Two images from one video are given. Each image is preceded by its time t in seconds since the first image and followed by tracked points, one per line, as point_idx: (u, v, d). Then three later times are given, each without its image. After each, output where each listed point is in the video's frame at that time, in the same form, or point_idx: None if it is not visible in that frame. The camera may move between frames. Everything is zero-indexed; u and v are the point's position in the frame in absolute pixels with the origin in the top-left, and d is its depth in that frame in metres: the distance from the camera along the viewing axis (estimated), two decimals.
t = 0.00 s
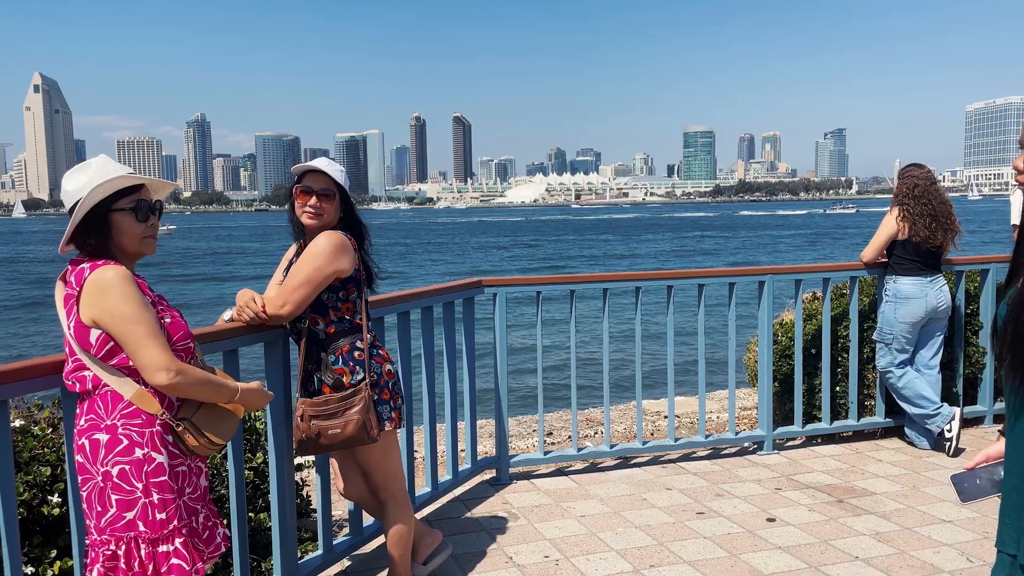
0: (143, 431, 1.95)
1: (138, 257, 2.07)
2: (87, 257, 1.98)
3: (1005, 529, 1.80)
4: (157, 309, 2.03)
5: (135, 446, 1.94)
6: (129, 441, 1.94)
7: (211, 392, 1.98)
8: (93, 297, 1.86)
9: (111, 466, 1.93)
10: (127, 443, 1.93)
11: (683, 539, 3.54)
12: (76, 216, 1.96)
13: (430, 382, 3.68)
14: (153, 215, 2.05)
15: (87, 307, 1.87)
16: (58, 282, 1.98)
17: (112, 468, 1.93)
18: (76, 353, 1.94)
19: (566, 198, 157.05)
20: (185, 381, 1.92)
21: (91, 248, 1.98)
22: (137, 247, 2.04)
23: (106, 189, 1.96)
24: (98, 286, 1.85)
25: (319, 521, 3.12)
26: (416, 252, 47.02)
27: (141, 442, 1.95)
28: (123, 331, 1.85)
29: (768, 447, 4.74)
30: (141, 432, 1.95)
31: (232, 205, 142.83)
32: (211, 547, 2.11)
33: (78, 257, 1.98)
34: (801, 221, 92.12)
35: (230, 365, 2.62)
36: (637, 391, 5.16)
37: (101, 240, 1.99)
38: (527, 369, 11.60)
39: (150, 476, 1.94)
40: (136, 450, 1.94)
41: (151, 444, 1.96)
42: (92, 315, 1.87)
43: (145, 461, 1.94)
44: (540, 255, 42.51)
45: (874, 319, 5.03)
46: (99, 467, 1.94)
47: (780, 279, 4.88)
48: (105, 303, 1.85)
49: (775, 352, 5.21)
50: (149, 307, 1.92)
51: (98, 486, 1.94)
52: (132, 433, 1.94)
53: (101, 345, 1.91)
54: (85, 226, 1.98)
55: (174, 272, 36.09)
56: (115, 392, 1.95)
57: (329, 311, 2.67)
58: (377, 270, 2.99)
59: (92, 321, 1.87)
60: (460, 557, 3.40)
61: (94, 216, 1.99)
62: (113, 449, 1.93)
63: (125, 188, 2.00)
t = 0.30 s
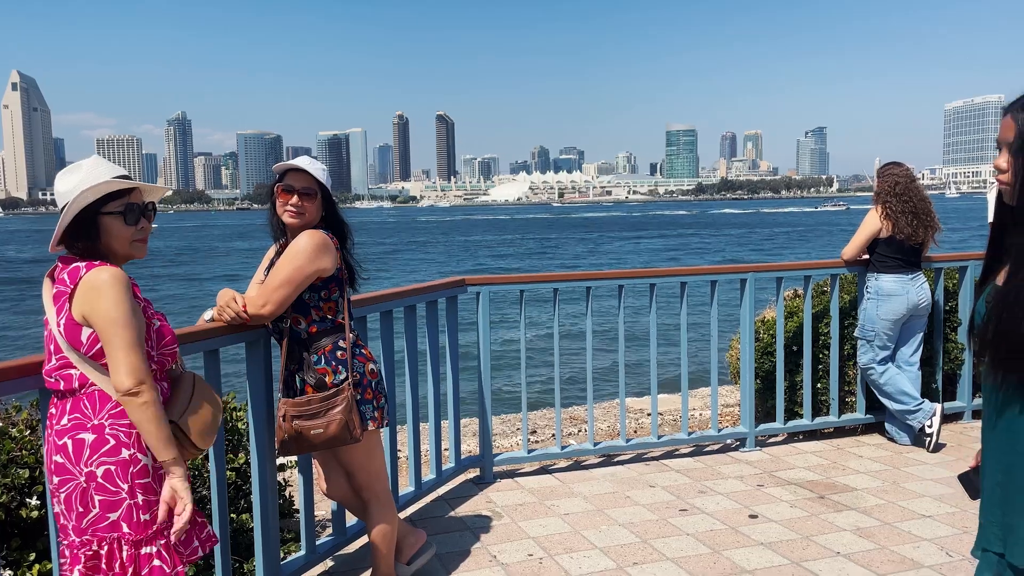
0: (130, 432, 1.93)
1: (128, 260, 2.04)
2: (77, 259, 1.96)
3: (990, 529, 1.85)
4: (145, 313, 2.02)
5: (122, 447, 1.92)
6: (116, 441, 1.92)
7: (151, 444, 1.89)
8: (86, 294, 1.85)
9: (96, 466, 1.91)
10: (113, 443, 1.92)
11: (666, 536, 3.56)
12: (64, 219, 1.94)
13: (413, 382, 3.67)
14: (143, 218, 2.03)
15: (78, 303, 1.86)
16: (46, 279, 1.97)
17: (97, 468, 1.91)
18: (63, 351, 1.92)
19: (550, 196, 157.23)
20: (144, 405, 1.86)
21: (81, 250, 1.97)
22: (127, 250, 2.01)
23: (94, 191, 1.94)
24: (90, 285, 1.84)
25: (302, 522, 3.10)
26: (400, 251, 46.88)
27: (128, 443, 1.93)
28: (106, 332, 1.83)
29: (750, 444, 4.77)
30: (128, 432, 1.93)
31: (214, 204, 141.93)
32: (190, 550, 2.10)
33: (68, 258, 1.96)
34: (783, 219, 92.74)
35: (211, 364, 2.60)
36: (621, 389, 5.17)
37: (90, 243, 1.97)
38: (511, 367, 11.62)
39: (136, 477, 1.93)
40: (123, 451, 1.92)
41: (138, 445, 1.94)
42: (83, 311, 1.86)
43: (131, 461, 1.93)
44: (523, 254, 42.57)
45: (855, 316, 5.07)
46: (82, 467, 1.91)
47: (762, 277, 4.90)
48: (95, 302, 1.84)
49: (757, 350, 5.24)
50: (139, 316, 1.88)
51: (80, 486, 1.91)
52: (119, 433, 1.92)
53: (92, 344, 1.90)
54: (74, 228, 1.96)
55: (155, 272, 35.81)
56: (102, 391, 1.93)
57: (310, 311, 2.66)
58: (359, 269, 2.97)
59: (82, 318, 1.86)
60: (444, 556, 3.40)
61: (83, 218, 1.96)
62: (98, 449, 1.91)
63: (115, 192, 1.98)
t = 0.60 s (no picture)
0: (110, 433, 1.92)
1: (103, 259, 2.02)
2: (54, 258, 1.93)
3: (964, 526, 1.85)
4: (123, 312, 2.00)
5: (101, 447, 1.91)
6: (96, 441, 1.90)
7: (134, 445, 1.89)
8: (64, 294, 1.82)
9: (76, 467, 1.89)
10: (93, 443, 1.90)
11: (645, 533, 3.57)
12: (41, 217, 1.91)
13: (392, 381, 3.65)
14: (119, 217, 2.01)
15: (56, 302, 1.83)
16: (20, 280, 1.94)
17: (77, 469, 1.88)
18: (40, 352, 1.89)
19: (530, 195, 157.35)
20: (125, 406, 1.85)
21: (59, 249, 1.94)
22: (102, 250, 1.99)
23: (71, 190, 1.91)
24: (67, 286, 1.81)
25: (281, 523, 3.08)
26: (380, 250, 46.71)
27: (107, 443, 1.92)
28: (86, 333, 1.81)
29: (729, 441, 4.80)
30: (108, 433, 1.92)
31: (192, 203, 140.72)
32: (164, 552, 2.09)
33: (43, 257, 1.94)
34: (762, 217, 93.44)
35: (187, 365, 2.57)
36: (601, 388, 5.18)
37: (67, 241, 1.95)
38: (491, 366, 11.64)
39: (116, 477, 1.92)
40: (103, 451, 1.91)
41: (117, 446, 1.93)
42: (61, 311, 1.83)
43: (111, 462, 1.92)
44: (504, 253, 42.56)
45: (832, 314, 5.11)
46: (61, 469, 1.89)
47: (740, 275, 4.93)
48: (73, 302, 1.81)
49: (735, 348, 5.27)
50: (118, 316, 1.87)
51: (59, 488, 1.89)
52: (99, 433, 1.91)
53: (71, 344, 1.87)
54: (50, 226, 1.93)
55: (131, 272, 35.45)
56: (81, 391, 1.90)
57: (288, 311, 2.64)
58: (338, 268, 2.96)
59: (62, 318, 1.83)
60: (424, 556, 3.39)
61: (59, 216, 1.94)
62: (78, 450, 1.89)
63: (91, 190, 1.96)
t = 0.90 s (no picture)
0: (73, 434, 1.89)
1: (65, 257, 2.00)
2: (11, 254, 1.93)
3: (934, 521, 1.87)
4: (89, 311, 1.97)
5: (64, 449, 1.88)
6: (58, 443, 1.87)
7: (93, 446, 1.86)
8: (20, 292, 1.79)
9: (38, 469, 1.86)
10: (55, 445, 1.87)
11: (622, 531, 3.59)
12: None
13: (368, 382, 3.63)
14: (78, 215, 1.97)
15: (13, 301, 1.80)
16: None
17: (39, 472, 1.86)
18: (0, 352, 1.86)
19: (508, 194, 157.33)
20: (83, 408, 1.82)
21: (16, 245, 1.93)
22: (61, 248, 1.97)
23: (23, 187, 1.88)
24: (24, 284, 1.79)
25: (256, 525, 3.06)
26: (356, 249, 46.45)
27: (70, 444, 1.89)
28: (42, 333, 1.78)
29: (705, 439, 4.83)
30: (70, 434, 1.89)
31: (165, 202, 139.20)
32: (134, 553, 2.07)
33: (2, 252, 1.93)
34: (737, 217, 94.13)
35: (160, 367, 2.55)
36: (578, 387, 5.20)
37: (23, 238, 1.93)
38: (468, 366, 11.63)
39: (80, 479, 1.89)
40: (65, 453, 1.88)
41: (81, 446, 1.90)
42: (19, 309, 1.80)
43: (74, 463, 1.89)
44: (481, 252, 42.58)
45: (805, 312, 5.17)
46: (23, 471, 1.86)
47: (715, 274, 4.96)
48: (30, 301, 1.78)
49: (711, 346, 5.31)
50: (77, 315, 1.83)
51: (21, 491, 1.86)
52: (60, 435, 1.88)
53: (29, 343, 1.85)
54: (6, 222, 1.92)
55: (104, 272, 34.99)
56: (41, 391, 1.88)
57: (263, 311, 2.62)
58: (313, 268, 2.94)
59: (19, 317, 1.81)
60: (401, 556, 3.38)
61: (15, 213, 1.92)
62: (40, 452, 1.86)
63: (46, 187, 1.92)
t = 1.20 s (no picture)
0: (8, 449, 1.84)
1: (17, 261, 1.95)
2: None
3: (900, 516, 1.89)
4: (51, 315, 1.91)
5: None
6: None
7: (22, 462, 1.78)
8: None
9: None
10: None
11: (596, 531, 3.59)
12: None
13: (341, 384, 3.61)
14: (23, 214, 1.94)
15: None
16: None
17: None
18: None
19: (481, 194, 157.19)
20: (6, 423, 1.74)
21: None
22: (9, 250, 1.92)
23: None
24: None
25: (226, 529, 3.02)
26: (329, 249, 46.09)
27: (4, 460, 1.84)
28: None
29: (678, 438, 4.86)
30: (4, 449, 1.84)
31: (134, 202, 137.29)
32: None
33: None
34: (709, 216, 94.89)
35: (127, 369, 2.51)
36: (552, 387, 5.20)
37: None
38: (442, 366, 11.60)
39: (12, 496, 1.84)
40: None
41: (16, 464, 1.84)
42: None
43: (7, 480, 1.84)
44: (454, 252, 42.54)
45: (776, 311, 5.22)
46: None
47: (687, 274, 4.99)
48: None
49: (683, 345, 5.34)
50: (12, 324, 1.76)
51: None
52: None
53: None
54: None
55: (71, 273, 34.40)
56: None
57: (232, 313, 2.59)
58: (283, 270, 2.92)
59: None
60: (374, 558, 3.36)
61: None
62: None
63: None
